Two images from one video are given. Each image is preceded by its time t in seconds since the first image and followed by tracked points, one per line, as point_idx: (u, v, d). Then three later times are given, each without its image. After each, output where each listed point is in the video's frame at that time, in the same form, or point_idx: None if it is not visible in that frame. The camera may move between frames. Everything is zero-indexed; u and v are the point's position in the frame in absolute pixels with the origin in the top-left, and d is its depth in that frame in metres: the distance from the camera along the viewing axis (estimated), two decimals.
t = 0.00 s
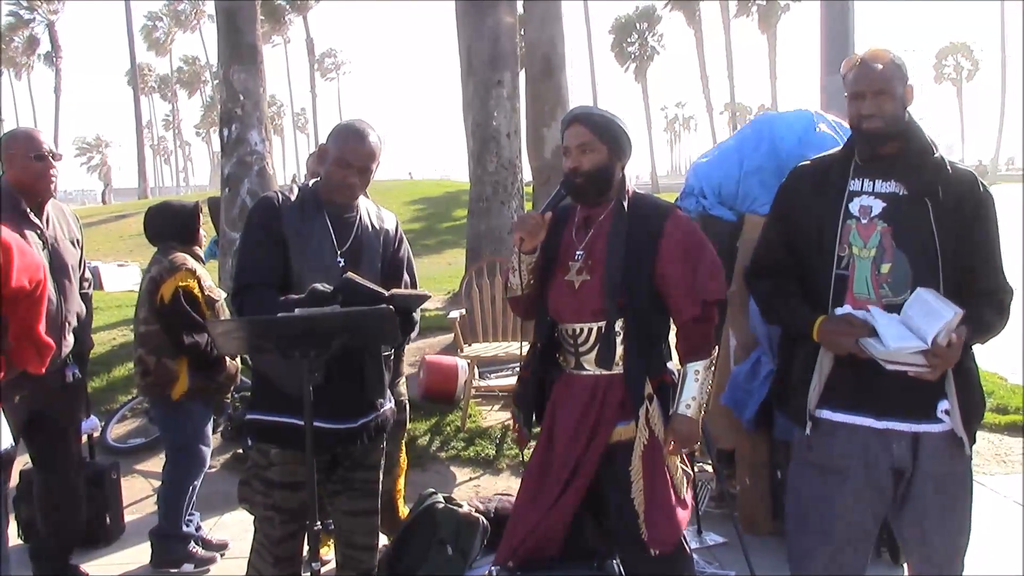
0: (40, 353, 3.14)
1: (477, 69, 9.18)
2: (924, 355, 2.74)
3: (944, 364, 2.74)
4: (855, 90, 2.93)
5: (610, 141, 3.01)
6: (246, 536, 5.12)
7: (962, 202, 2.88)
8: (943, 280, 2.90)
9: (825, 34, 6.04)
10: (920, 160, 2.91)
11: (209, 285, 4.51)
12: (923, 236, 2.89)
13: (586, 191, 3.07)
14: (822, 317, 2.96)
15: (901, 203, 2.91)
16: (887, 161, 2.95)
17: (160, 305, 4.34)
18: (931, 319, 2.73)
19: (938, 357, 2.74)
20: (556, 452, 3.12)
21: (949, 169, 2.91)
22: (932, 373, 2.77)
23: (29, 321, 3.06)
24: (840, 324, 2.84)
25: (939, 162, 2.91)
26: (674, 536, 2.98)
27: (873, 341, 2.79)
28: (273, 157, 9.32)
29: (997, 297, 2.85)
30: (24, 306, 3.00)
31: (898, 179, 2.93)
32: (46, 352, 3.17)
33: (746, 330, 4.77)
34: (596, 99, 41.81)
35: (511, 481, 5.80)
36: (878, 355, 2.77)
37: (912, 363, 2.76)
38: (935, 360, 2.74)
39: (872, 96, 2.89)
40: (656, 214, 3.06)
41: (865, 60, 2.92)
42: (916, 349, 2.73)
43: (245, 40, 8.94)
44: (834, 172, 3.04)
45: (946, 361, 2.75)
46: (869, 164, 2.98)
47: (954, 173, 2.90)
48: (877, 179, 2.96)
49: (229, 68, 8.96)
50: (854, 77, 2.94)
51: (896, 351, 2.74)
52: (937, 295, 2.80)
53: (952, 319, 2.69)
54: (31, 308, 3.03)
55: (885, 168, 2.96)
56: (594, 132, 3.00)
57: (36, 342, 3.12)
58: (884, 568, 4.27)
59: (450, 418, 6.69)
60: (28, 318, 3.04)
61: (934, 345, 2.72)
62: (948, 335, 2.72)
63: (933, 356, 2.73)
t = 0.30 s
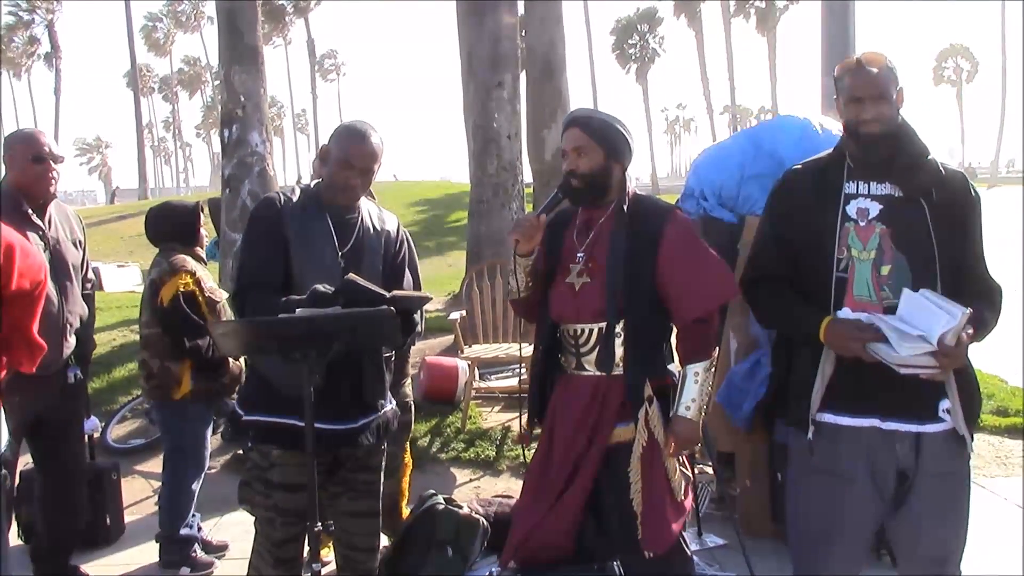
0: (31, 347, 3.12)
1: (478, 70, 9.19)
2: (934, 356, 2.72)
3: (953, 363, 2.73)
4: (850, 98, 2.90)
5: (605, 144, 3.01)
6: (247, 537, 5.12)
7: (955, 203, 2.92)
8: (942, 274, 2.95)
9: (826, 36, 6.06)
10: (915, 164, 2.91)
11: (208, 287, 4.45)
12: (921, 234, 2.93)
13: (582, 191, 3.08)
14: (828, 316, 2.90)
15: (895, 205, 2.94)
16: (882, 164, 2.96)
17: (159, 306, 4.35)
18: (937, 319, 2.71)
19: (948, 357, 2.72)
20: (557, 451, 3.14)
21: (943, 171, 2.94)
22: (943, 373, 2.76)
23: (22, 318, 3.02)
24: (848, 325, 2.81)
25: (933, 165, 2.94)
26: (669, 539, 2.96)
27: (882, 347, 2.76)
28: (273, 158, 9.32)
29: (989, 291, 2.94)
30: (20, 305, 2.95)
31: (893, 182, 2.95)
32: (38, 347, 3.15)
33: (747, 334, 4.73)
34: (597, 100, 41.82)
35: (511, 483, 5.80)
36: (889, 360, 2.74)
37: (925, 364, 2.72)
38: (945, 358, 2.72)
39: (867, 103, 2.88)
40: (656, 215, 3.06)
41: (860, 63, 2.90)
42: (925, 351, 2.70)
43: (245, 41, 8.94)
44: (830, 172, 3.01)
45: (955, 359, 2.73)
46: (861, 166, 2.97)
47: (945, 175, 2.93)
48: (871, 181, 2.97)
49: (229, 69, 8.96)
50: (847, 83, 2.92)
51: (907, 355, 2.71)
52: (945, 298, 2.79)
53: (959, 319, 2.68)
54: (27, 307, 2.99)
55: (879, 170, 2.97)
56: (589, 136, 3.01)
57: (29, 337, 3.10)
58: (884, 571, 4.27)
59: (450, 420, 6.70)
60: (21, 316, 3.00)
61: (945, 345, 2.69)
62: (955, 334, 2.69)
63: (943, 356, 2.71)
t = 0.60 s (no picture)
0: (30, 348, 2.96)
1: (479, 71, 9.20)
2: (939, 357, 2.72)
3: (956, 363, 2.75)
4: (848, 111, 2.90)
5: (595, 147, 3.02)
6: (248, 538, 5.12)
7: (949, 205, 2.93)
8: (938, 275, 2.95)
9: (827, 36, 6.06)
10: (912, 166, 2.91)
11: (208, 289, 4.46)
12: (918, 236, 2.92)
13: (574, 199, 3.14)
14: (830, 317, 2.88)
15: (892, 207, 2.94)
16: (877, 167, 2.96)
17: (157, 312, 4.36)
18: (942, 320, 2.72)
19: (952, 357, 2.73)
20: (554, 451, 3.13)
21: (936, 173, 2.95)
22: (946, 374, 2.77)
23: (24, 307, 2.85)
24: (849, 326, 2.80)
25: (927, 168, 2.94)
26: (666, 539, 2.96)
27: (891, 349, 2.73)
28: (274, 159, 9.32)
29: (983, 293, 2.95)
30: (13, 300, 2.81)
31: (888, 184, 2.95)
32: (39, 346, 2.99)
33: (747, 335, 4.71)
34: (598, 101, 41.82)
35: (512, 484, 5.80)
36: (899, 363, 2.71)
37: (928, 365, 2.73)
38: (949, 359, 2.74)
39: (867, 116, 2.87)
40: (651, 215, 3.06)
41: (863, 72, 2.86)
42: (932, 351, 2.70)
43: (247, 43, 8.94)
44: (825, 173, 3.01)
45: (957, 359, 2.75)
46: (856, 168, 2.97)
47: (938, 178, 2.95)
48: (867, 184, 2.97)
49: (230, 70, 8.96)
50: (845, 96, 2.90)
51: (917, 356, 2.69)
52: (939, 298, 2.82)
53: (964, 318, 2.70)
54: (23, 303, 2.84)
55: (874, 173, 2.97)
56: (579, 140, 3.03)
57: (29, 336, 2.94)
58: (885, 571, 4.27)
59: (451, 421, 6.71)
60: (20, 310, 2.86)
61: (948, 345, 2.71)
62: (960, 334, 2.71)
63: (948, 356, 2.72)
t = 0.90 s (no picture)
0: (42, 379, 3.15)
1: (479, 72, 9.20)
2: (936, 355, 2.73)
3: (955, 362, 2.75)
4: (853, 129, 2.90)
5: (588, 150, 3.04)
6: (248, 539, 5.12)
7: (947, 208, 2.94)
8: (935, 278, 2.96)
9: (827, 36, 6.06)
10: (910, 172, 2.91)
11: (210, 289, 4.47)
12: (914, 238, 2.94)
13: (571, 199, 3.14)
14: (828, 317, 2.89)
15: (890, 210, 2.95)
16: (876, 170, 2.95)
17: (159, 313, 4.36)
18: (938, 320, 2.74)
19: (949, 356, 2.74)
20: (556, 452, 3.14)
21: (935, 177, 2.95)
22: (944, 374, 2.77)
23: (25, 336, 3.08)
24: (847, 324, 2.81)
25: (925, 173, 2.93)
26: (671, 539, 2.97)
27: (885, 347, 2.76)
28: (274, 159, 9.32)
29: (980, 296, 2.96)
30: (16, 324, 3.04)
31: (885, 188, 2.95)
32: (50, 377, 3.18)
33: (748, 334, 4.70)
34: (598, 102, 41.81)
35: (512, 484, 5.79)
36: (894, 360, 2.74)
37: (924, 364, 2.74)
38: (947, 358, 2.74)
39: (873, 133, 2.88)
40: (650, 215, 3.07)
41: (875, 91, 2.83)
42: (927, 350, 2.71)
43: (247, 43, 8.94)
44: (823, 175, 3.01)
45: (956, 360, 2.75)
46: (854, 170, 2.97)
47: (935, 180, 2.94)
48: (866, 187, 2.97)
49: (231, 70, 8.96)
50: (851, 112, 2.88)
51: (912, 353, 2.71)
52: (937, 298, 2.84)
53: (960, 317, 2.70)
54: (28, 328, 3.07)
55: (872, 176, 2.96)
56: (572, 142, 3.04)
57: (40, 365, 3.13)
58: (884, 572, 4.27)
59: (451, 421, 6.71)
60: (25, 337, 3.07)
61: (945, 345, 2.72)
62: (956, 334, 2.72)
63: (945, 354, 2.73)
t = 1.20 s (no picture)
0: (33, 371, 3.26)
1: (479, 72, 9.21)
2: (926, 358, 2.76)
3: (945, 364, 2.78)
4: (852, 133, 2.90)
5: (590, 153, 3.04)
6: (248, 539, 5.12)
7: (945, 209, 2.91)
8: (933, 281, 2.96)
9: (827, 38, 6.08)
10: (908, 176, 2.90)
11: (207, 291, 4.46)
12: (911, 241, 2.93)
13: (572, 200, 3.14)
14: (822, 316, 2.91)
15: (888, 213, 2.94)
16: (874, 173, 2.95)
17: (159, 317, 4.37)
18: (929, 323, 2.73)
19: (939, 358, 2.77)
20: (558, 451, 3.14)
21: (934, 180, 2.93)
22: (934, 374, 2.80)
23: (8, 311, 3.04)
24: (840, 324, 2.83)
25: (925, 177, 2.92)
26: (674, 539, 2.97)
27: (874, 347, 2.78)
28: (274, 160, 9.33)
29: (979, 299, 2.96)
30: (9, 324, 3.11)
31: (882, 193, 2.95)
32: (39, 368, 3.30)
33: (748, 334, 4.69)
34: (597, 103, 41.81)
35: (512, 485, 5.79)
36: (882, 361, 2.77)
37: (914, 364, 2.76)
38: (937, 360, 2.77)
39: (871, 138, 2.89)
40: (651, 216, 3.07)
41: (875, 96, 2.83)
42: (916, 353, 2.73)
43: (247, 44, 8.94)
44: (823, 178, 3.01)
45: (947, 362, 2.79)
46: (853, 173, 2.97)
47: (935, 184, 2.92)
48: (864, 191, 2.97)
49: (231, 71, 8.97)
50: (851, 116, 2.88)
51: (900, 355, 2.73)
52: (931, 298, 2.84)
53: (951, 321, 2.70)
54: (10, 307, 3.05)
55: (872, 180, 2.96)
56: (574, 144, 3.05)
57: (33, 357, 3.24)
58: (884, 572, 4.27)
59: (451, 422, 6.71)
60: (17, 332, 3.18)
61: (936, 346, 2.73)
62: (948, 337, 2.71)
63: (935, 357, 2.75)
